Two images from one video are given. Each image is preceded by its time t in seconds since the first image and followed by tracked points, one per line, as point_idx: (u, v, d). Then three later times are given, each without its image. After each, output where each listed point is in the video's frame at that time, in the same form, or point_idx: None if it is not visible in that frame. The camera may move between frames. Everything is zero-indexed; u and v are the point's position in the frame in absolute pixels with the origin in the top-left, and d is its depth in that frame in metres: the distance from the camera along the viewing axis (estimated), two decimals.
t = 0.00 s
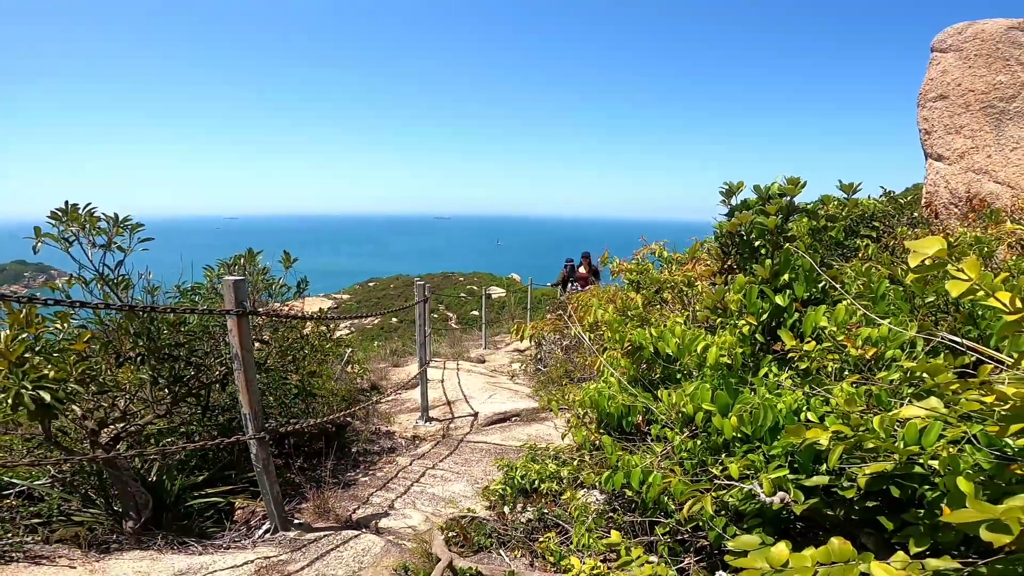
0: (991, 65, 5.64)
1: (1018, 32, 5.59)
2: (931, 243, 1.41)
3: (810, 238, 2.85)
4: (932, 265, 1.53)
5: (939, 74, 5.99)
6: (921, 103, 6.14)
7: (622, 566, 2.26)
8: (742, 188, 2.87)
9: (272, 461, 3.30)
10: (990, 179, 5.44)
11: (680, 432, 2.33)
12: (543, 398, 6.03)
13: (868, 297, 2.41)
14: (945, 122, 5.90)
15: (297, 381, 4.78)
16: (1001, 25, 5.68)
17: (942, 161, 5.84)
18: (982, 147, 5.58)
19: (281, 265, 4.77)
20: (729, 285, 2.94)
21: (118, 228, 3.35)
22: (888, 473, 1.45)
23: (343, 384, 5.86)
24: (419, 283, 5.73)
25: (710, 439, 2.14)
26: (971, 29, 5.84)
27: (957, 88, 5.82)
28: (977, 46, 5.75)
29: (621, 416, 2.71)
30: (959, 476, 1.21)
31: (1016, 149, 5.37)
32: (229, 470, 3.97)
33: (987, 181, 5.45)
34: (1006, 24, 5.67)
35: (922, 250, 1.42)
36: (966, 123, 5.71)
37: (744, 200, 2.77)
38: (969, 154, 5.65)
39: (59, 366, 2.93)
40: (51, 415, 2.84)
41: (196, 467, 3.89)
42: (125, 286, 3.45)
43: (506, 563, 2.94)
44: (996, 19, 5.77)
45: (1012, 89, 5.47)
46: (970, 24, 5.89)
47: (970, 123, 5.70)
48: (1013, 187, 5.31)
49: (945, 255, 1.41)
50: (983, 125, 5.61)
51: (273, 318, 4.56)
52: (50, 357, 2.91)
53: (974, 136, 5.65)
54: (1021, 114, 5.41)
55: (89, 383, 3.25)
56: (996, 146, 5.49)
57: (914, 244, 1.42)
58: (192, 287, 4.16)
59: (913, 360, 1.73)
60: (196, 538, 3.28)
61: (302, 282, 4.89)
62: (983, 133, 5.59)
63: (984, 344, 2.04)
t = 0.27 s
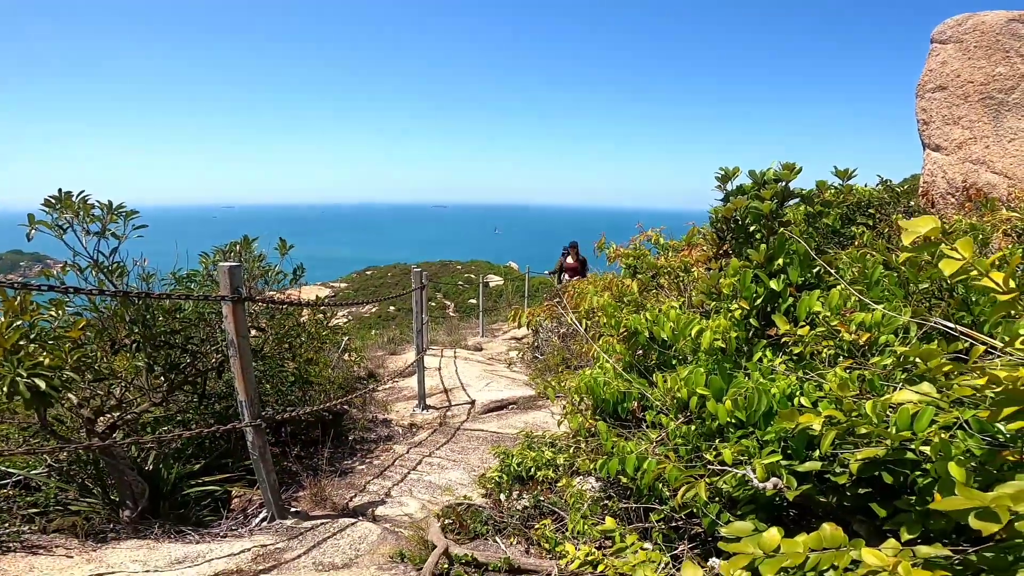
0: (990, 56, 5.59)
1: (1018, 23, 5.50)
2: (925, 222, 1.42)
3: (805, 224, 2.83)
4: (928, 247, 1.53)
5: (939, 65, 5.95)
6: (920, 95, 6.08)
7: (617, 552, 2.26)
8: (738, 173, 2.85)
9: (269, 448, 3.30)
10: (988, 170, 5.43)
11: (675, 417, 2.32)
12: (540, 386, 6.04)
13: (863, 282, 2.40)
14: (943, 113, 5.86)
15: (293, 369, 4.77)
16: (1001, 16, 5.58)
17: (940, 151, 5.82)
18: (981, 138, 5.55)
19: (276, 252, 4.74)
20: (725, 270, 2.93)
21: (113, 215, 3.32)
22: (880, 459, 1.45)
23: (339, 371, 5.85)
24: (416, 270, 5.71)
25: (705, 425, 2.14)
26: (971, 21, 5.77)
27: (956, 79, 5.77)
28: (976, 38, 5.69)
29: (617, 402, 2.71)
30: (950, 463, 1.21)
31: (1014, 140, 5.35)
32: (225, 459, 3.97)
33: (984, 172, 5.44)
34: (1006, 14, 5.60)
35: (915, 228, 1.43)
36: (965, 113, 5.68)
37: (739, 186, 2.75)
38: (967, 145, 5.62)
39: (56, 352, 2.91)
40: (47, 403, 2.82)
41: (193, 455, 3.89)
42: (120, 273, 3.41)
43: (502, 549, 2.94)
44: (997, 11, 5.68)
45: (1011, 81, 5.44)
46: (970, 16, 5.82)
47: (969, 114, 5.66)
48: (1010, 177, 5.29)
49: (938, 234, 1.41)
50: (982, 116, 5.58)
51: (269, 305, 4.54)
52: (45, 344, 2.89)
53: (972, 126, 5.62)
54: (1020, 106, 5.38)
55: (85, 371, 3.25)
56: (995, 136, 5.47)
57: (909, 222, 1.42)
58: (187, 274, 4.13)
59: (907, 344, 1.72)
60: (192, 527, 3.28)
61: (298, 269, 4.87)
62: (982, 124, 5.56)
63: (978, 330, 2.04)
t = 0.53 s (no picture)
0: (987, 57, 5.57)
1: (1016, 24, 5.46)
2: (907, 223, 1.41)
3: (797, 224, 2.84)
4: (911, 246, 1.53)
5: (935, 66, 5.95)
6: (917, 95, 6.10)
7: (607, 550, 2.28)
8: (730, 172, 2.85)
9: (262, 445, 3.30)
10: (982, 170, 5.44)
11: (666, 415, 2.33)
12: (535, 384, 6.05)
13: (853, 282, 2.41)
14: (939, 113, 5.88)
15: (288, 365, 4.77)
16: (998, 17, 5.56)
17: (936, 151, 5.83)
18: (976, 139, 5.57)
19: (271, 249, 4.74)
20: (717, 269, 2.94)
21: (106, 211, 3.30)
22: (865, 458, 1.46)
23: (334, 368, 5.85)
24: (412, 267, 5.70)
25: (695, 423, 2.15)
26: (968, 21, 5.78)
27: (952, 80, 5.79)
28: (974, 38, 5.68)
29: (609, 400, 2.72)
30: (932, 463, 1.21)
31: (1009, 141, 5.36)
32: (219, 456, 3.98)
33: (979, 172, 5.45)
34: (1003, 15, 5.58)
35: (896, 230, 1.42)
36: (960, 114, 5.70)
37: (731, 185, 2.75)
38: (962, 145, 5.64)
39: (47, 349, 2.91)
40: (38, 400, 2.81)
41: (186, 452, 3.88)
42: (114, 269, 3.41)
43: (494, 547, 2.95)
44: (995, 12, 5.66)
45: (1007, 81, 5.42)
46: (968, 16, 5.83)
47: (964, 114, 5.68)
48: (1005, 178, 5.31)
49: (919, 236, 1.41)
50: (977, 117, 5.59)
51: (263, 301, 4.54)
52: (37, 340, 2.88)
53: (967, 127, 5.64)
54: (1015, 106, 5.39)
55: (78, 367, 3.24)
56: (990, 137, 5.48)
57: (889, 223, 1.42)
58: (181, 271, 4.12)
59: (893, 344, 1.73)
60: (185, 524, 3.29)
61: (293, 266, 4.87)
62: (977, 124, 5.58)
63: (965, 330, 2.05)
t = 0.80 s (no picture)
0: (1004, 57, 5.54)
1: None
2: (918, 220, 1.41)
3: (808, 222, 2.83)
4: (922, 242, 1.52)
5: (951, 65, 5.89)
6: (931, 94, 6.04)
7: (611, 545, 2.28)
8: (742, 169, 2.84)
9: (270, 436, 3.32)
10: (996, 171, 5.38)
11: (673, 411, 2.33)
12: (542, 380, 6.06)
13: (864, 280, 2.40)
14: (954, 113, 5.81)
15: (296, 358, 4.80)
16: (1016, 17, 5.56)
17: (950, 151, 5.78)
18: (990, 139, 5.51)
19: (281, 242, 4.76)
20: (726, 265, 2.93)
21: (120, 202, 3.33)
22: (872, 455, 1.45)
23: (342, 361, 5.88)
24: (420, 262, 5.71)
25: (702, 419, 2.14)
26: (986, 21, 5.73)
27: (968, 80, 5.72)
28: (991, 38, 5.64)
29: (616, 395, 2.72)
30: (940, 459, 1.21)
31: None
32: (227, 446, 4.01)
33: (993, 173, 5.39)
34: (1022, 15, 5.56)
35: (909, 226, 1.41)
36: (976, 114, 5.64)
37: (742, 181, 2.74)
38: (976, 146, 5.58)
39: (61, 338, 2.93)
40: (51, 389, 2.84)
41: (195, 442, 3.92)
42: (128, 260, 3.43)
43: (498, 540, 2.95)
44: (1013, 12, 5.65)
45: None
46: (985, 16, 5.78)
47: (979, 114, 5.62)
48: (1019, 179, 5.25)
49: (932, 232, 1.40)
50: (993, 117, 5.53)
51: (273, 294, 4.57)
52: (52, 329, 2.91)
53: (983, 127, 5.58)
54: None
55: (89, 357, 3.28)
56: (1005, 137, 5.42)
57: (901, 219, 1.41)
58: (192, 262, 4.15)
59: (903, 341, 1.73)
60: (193, 514, 3.32)
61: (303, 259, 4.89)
62: (992, 125, 5.52)
63: (977, 329, 2.04)
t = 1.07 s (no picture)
0: (1003, 49, 5.52)
1: None
2: (928, 212, 1.40)
3: (812, 216, 2.82)
4: (930, 236, 1.52)
5: (950, 57, 5.87)
6: (931, 86, 6.02)
7: (620, 542, 2.28)
8: (744, 164, 2.83)
9: (276, 438, 3.33)
10: (998, 162, 5.36)
11: (679, 408, 2.32)
12: (546, 378, 6.06)
13: (869, 273, 2.39)
14: (954, 105, 5.80)
15: (301, 359, 4.81)
16: (1014, 10, 5.52)
17: (951, 143, 5.76)
18: (991, 130, 5.49)
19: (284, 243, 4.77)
20: (730, 261, 2.93)
21: (122, 207, 3.34)
22: (883, 449, 1.45)
23: (346, 361, 5.89)
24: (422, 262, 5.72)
25: (709, 415, 2.14)
26: (984, 13, 5.72)
27: (968, 71, 5.70)
28: (990, 30, 5.63)
29: (622, 392, 2.71)
30: (951, 453, 1.21)
31: None
32: (234, 449, 4.02)
33: (994, 164, 5.37)
34: (1019, 8, 5.53)
35: (917, 220, 1.41)
36: (976, 106, 5.62)
37: (745, 176, 2.74)
38: (978, 137, 5.56)
39: (67, 344, 2.93)
40: (59, 394, 2.85)
41: (202, 445, 3.93)
42: (131, 264, 3.44)
43: (506, 539, 2.95)
44: (1010, 4, 5.61)
45: None
46: (983, 8, 5.76)
47: (979, 106, 5.60)
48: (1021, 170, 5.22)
49: (941, 226, 1.40)
50: (993, 109, 5.51)
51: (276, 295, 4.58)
52: (57, 335, 2.91)
53: (983, 118, 5.56)
54: None
55: (96, 362, 3.29)
56: (1006, 129, 5.40)
57: (909, 213, 1.41)
58: (196, 265, 4.15)
59: (911, 335, 1.72)
60: (201, 517, 3.33)
61: (305, 260, 4.90)
62: (993, 116, 5.50)
63: (983, 322, 2.03)
